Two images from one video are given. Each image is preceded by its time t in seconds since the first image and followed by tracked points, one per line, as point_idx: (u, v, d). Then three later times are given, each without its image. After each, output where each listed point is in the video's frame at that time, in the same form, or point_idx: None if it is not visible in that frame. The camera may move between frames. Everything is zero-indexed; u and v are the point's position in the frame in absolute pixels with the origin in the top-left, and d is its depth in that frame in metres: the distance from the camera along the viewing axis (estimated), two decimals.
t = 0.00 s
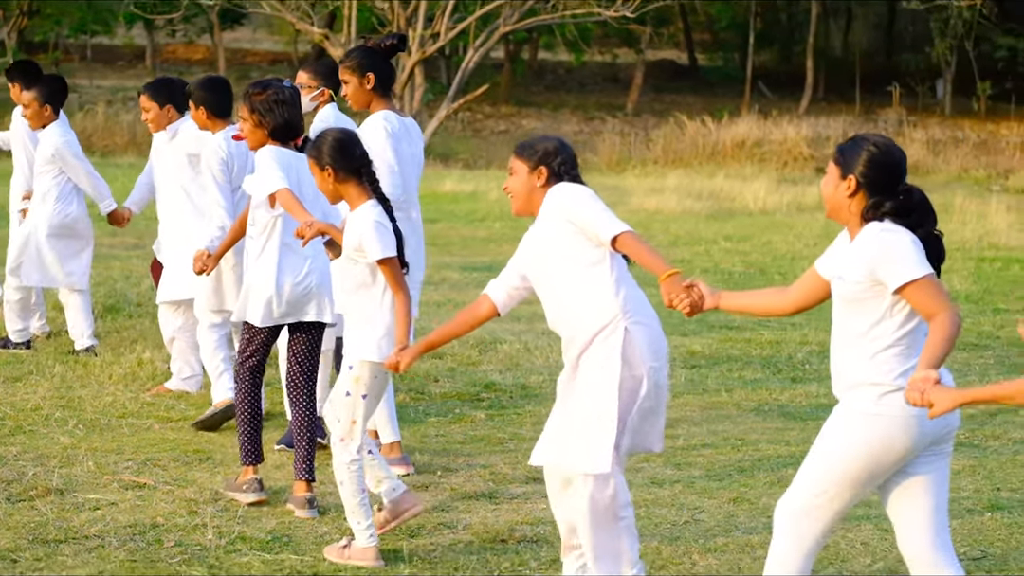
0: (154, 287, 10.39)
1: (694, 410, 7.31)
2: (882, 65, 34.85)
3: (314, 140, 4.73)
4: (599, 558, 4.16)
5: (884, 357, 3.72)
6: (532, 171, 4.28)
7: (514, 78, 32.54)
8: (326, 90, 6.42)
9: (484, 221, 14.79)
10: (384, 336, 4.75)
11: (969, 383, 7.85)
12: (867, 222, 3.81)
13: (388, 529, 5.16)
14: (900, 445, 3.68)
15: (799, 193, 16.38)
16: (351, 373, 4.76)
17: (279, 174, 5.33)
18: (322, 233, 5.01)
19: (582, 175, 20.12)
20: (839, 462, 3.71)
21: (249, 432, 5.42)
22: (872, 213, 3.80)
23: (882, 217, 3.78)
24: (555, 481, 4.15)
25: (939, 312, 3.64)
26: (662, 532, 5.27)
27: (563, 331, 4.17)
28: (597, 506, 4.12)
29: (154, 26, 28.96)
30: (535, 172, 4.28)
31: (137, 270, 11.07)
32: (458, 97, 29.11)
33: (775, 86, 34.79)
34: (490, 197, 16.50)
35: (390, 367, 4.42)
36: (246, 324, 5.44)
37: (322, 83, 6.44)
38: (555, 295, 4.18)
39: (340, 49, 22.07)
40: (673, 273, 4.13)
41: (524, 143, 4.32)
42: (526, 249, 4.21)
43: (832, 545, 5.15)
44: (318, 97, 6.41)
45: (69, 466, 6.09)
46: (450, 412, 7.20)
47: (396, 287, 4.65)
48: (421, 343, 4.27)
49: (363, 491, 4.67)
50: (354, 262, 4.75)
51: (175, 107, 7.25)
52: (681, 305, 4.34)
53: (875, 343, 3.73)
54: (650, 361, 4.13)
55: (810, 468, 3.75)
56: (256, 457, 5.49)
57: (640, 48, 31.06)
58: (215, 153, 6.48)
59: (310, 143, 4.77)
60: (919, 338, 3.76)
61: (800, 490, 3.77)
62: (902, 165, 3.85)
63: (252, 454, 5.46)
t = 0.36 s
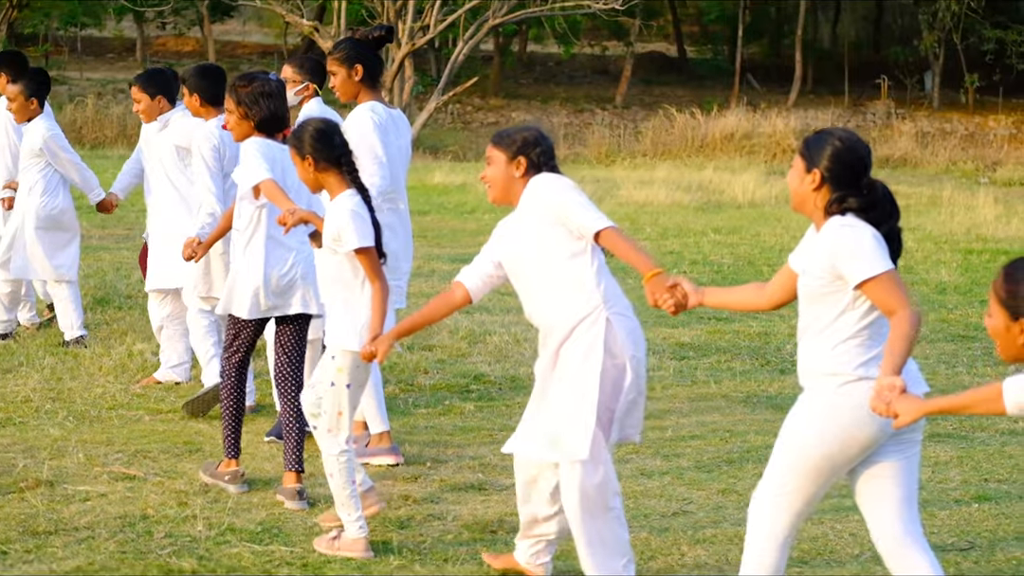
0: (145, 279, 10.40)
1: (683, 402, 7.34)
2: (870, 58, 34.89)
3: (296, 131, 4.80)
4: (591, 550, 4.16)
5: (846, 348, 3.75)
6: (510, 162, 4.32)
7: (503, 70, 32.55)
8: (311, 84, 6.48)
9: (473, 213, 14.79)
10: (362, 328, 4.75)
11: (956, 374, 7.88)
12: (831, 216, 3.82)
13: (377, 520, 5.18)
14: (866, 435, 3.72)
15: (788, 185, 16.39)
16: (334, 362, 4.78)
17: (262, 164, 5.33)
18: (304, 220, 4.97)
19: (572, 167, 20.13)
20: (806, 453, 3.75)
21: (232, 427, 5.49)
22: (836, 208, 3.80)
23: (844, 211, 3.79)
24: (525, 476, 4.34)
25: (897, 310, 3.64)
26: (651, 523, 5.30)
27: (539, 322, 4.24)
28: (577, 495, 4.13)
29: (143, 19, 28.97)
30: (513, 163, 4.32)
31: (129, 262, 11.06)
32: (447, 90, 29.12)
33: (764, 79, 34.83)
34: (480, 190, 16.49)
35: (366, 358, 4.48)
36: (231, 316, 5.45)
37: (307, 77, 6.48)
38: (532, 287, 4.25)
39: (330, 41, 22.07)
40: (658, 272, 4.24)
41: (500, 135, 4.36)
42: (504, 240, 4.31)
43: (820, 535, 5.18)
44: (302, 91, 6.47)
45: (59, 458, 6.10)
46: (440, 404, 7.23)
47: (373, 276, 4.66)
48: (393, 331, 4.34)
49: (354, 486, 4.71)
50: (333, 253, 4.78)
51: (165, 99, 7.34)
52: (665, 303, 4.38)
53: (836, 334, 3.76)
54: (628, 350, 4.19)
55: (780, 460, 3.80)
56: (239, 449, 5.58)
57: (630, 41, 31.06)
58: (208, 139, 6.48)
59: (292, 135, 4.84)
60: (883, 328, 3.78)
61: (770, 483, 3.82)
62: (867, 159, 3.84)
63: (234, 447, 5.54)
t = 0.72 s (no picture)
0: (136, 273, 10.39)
1: (675, 395, 7.34)
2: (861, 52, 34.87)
3: (278, 125, 4.80)
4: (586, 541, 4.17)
5: (812, 338, 3.79)
6: (491, 155, 4.34)
7: (495, 64, 32.50)
8: (297, 81, 6.62)
9: (465, 207, 14.76)
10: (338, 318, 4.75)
11: (948, 367, 7.88)
12: (797, 210, 3.89)
13: (369, 516, 5.18)
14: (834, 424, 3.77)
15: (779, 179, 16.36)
16: (319, 355, 4.75)
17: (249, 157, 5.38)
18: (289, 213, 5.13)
19: (563, 161, 20.11)
20: (776, 442, 3.79)
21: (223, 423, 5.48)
22: (802, 204, 3.87)
23: (810, 208, 3.85)
24: (502, 469, 4.39)
25: (864, 310, 3.66)
26: (642, 517, 5.30)
27: (520, 316, 4.27)
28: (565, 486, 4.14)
29: (134, 13, 28.89)
30: (495, 156, 4.34)
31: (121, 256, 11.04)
32: (439, 84, 29.08)
33: (756, 73, 34.80)
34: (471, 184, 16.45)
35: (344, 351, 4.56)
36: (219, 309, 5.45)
37: (294, 73, 6.61)
38: (508, 281, 4.29)
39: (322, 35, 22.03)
40: (648, 274, 4.31)
41: (479, 127, 4.37)
42: (481, 233, 4.34)
43: (812, 529, 5.18)
44: (289, 87, 6.61)
45: (51, 452, 6.10)
46: (432, 398, 7.23)
47: (352, 267, 4.69)
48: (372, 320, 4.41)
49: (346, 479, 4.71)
50: (313, 246, 4.81)
51: (156, 94, 7.34)
52: (655, 304, 4.40)
53: (800, 325, 3.81)
54: (608, 347, 4.20)
55: (753, 453, 3.85)
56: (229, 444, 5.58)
57: (622, 35, 31.02)
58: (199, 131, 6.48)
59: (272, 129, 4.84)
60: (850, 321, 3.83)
61: (746, 477, 3.87)
62: (832, 154, 3.93)
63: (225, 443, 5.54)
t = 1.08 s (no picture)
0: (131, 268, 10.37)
1: (671, 390, 7.34)
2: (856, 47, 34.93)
3: (263, 118, 4.80)
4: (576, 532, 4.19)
5: (790, 325, 3.80)
6: (478, 152, 4.36)
7: (490, 58, 32.52)
8: (287, 77, 6.71)
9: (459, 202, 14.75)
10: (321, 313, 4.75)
11: (941, 362, 7.89)
12: (767, 204, 3.89)
13: (363, 511, 5.18)
14: (811, 411, 3.78)
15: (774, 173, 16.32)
16: (307, 350, 4.75)
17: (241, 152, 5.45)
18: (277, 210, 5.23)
19: (558, 155, 20.10)
20: (755, 433, 3.82)
21: (218, 420, 5.43)
22: (773, 198, 3.86)
23: (781, 202, 3.85)
24: (482, 467, 4.40)
25: (836, 305, 3.69)
26: (636, 512, 5.30)
27: (504, 314, 4.29)
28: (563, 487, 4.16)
29: (128, 7, 28.88)
30: (481, 153, 4.36)
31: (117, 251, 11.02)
32: (434, 78, 29.10)
33: (750, 68, 34.86)
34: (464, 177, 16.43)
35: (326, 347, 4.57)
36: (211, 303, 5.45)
37: (283, 70, 6.71)
38: (489, 276, 4.32)
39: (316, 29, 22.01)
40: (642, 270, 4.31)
41: (462, 122, 4.38)
42: (464, 227, 4.37)
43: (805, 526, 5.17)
44: (278, 83, 6.71)
45: (45, 447, 6.09)
46: (426, 393, 7.22)
47: (336, 262, 4.69)
48: (355, 315, 4.45)
49: (339, 473, 4.71)
50: (297, 240, 4.80)
51: (150, 92, 7.30)
52: (652, 299, 4.44)
53: (777, 313, 3.82)
54: (592, 345, 4.23)
55: (731, 446, 3.87)
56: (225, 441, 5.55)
57: (616, 30, 31.05)
58: (195, 120, 6.43)
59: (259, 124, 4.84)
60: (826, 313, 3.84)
61: (724, 471, 3.89)
62: (804, 147, 3.91)
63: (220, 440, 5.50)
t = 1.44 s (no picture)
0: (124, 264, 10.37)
1: (664, 386, 7.35)
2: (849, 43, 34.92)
3: (245, 115, 4.78)
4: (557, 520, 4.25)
5: (766, 316, 3.83)
6: (462, 151, 4.37)
7: (484, 54, 32.50)
8: (278, 72, 6.71)
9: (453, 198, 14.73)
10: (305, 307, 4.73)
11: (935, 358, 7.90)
12: (741, 195, 3.93)
13: (356, 507, 5.18)
14: (787, 403, 3.81)
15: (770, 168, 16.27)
16: (290, 347, 4.74)
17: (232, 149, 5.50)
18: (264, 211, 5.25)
19: (552, 151, 20.08)
20: (732, 424, 3.84)
21: (210, 416, 5.42)
22: (746, 188, 3.91)
23: (754, 192, 3.89)
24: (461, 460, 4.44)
25: (811, 294, 3.72)
26: (630, 507, 5.30)
27: (488, 312, 4.35)
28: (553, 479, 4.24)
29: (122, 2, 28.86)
30: (465, 152, 4.38)
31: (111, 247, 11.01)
32: (427, 74, 29.10)
33: (743, 64, 34.84)
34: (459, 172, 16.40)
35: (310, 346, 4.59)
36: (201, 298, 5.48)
37: (274, 64, 6.71)
38: (473, 272, 4.38)
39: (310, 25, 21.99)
40: (635, 266, 4.35)
41: (447, 119, 4.37)
42: (447, 224, 4.43)
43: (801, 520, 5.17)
44: (269, 78, 6.71)
45: (38, 443, 6.09)
46: (419, 388, 7.22)
47: (318, 256, 4.68)
48: (337, 311, 4.48)
49: (330, 467, 4.70)
50: (280, 236, 4.78)
51: (142, 90, 7.24)
52: (644, 292, 4.45)
53: (753, 304, 3.85)
54: (576, 342, 4.35)
55: (709, 436, 3.90)
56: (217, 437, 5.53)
57: (610, 26, 31.04)
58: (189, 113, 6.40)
59: (241, 121, 4.84)
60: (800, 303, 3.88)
61: (703, 464, 3.92)
62: (774, 136, 3.94)
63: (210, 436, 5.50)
